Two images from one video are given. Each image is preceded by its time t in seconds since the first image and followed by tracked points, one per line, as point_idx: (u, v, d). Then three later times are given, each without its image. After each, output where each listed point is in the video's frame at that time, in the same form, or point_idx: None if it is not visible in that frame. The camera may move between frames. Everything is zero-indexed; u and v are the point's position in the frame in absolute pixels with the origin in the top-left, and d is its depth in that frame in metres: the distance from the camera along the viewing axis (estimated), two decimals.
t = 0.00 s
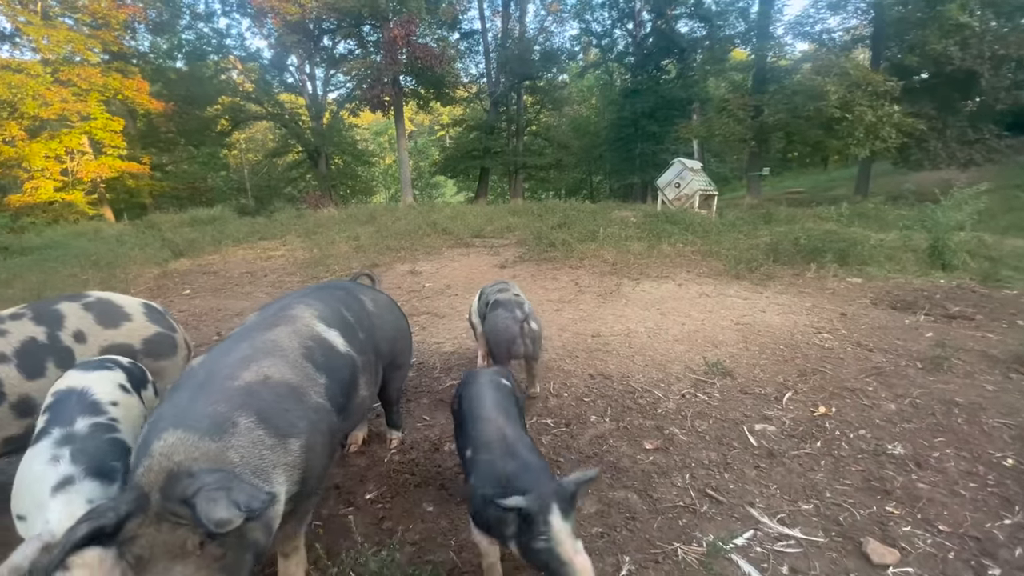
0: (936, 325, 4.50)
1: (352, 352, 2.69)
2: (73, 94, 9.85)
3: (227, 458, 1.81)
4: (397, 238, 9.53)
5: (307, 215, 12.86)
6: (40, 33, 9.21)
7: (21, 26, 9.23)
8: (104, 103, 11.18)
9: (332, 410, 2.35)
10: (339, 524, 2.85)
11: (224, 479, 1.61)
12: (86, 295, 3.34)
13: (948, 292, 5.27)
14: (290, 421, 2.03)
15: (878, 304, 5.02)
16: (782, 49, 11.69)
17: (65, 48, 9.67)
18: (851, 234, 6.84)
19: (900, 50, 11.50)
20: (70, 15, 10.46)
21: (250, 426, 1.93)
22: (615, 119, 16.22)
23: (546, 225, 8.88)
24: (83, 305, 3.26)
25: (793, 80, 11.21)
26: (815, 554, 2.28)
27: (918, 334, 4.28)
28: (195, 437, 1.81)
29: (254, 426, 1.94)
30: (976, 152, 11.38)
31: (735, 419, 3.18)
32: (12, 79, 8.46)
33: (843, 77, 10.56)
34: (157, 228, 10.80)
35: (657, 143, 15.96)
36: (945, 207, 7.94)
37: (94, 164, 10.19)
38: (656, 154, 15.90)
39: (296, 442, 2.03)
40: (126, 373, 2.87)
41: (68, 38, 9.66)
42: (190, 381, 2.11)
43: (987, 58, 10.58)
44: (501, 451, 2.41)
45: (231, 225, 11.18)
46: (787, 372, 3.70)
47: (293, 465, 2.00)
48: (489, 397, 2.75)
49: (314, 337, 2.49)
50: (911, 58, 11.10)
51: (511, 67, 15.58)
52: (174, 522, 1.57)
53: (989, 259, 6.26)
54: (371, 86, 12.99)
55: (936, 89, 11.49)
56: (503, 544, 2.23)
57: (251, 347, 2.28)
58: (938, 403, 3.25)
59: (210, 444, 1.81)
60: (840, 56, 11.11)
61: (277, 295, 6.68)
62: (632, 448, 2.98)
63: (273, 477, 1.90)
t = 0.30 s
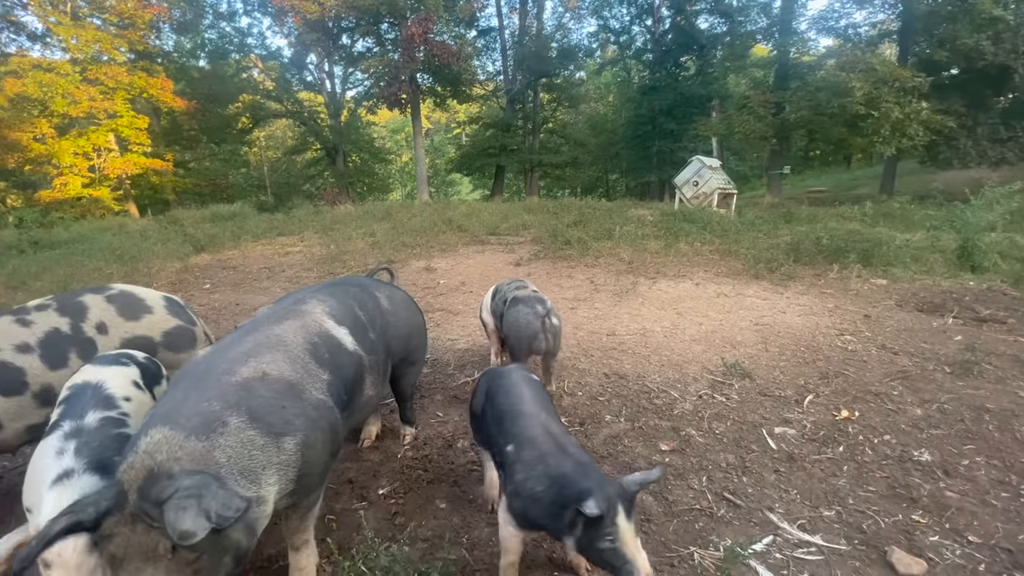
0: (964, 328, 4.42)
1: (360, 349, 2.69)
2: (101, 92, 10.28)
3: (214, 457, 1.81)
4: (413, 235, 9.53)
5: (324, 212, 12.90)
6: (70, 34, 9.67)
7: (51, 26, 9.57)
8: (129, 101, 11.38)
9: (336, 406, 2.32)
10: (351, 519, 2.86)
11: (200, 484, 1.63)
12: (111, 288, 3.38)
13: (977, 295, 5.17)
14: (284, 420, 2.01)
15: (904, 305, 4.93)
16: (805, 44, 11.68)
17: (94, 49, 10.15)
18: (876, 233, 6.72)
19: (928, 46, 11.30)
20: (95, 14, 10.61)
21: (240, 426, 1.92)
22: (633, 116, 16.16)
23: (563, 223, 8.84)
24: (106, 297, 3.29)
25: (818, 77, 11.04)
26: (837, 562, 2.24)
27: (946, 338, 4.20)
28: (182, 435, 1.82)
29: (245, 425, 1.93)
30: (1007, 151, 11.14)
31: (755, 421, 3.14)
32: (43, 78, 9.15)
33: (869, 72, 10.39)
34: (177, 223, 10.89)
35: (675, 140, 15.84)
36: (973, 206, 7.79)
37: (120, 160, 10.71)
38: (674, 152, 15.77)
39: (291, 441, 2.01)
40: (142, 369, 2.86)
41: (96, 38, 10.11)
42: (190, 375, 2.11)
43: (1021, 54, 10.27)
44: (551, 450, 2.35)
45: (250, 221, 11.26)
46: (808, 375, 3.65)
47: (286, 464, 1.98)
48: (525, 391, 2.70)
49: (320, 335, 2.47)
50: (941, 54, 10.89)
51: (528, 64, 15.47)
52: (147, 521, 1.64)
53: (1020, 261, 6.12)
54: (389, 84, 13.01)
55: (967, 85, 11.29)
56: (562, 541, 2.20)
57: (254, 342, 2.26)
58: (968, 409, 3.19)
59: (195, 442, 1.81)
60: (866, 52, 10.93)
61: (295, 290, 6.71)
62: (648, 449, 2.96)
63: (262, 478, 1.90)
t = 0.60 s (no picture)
0: (982, 331, 4.36)
1: (366, 342, 2.69)
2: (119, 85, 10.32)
3: (200, 448, 1.82)
4: (423, 229, 9.54)
5: (335, 206, 12.92)
6: (90, 27, 9.63)
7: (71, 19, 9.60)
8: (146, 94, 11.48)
9: (337, 398, 2.31)
10: (357, 510, 2.86)
11: (173, 480, 1.63)
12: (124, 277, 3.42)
13: (997, 296, 5.10)
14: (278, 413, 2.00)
15: (921, 307, 4.88)
16: (823, 40, 11.59)
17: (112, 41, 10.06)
18: (894, 233, 6.65)
19: (952, 42, 11.13)
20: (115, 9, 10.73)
21: (232, 417, 1.93)
22: (646, 112, 16.05)
23: (573, 219, 8.81)
24: (118, 285, 3.33)
25: (836, 73, 10.92)
26: (850, 566, 2.22)
27: (965, 341, 4.15)
28: (171, 424, 1.84)
29: (236, 417, 1.93)
30: None
31: (767, 421, 3.12)
32: (63, 70, 9.06)
33: (889, 69, 10.24)
34: (190, 215, 10.95)
35: (688, 137, 15.71)
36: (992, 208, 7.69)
37: (137, 152, 10.74)
38: (687, 149, 15.66)
39: (285, 433, 2.01)
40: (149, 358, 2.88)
41: (115, 31, 10.02)
42: (189, 365, 2.14)
43: None
44: (573, 445, 2.36)
45: (262, 214, 11.30)
46: (822, 375, 3.62)
47: (279, 456, 1.98)
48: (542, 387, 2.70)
49: (325, 327, 2.47)
50: (966, 51, 10.74)
51: (541, 59, 15.27)
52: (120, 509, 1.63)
53: None
54: (402, 78, 12.98)
55: (991, 82, 11.16)
56: (583, 538, 2.19)
57: (255, 333, 2.28)
58: (987, 414, 3.15)
59: (182, 431, 1.82)
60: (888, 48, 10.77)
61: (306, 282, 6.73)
62: (657, 447, 2.94)
63: (251, 471, 1.90)
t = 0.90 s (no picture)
0: None
1: (391, 335, 2.67)
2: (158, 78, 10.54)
3: (224, 432, 1.82)
4: (449, 223, 9.54)
5: (363, 198, 12.97)
6: (133, 23, 10.09)
7: (115, 16, 9.96)
8: (184, 87, 11.67)
9: (359, 388, 2.30)
10: (376, 500, 2.85)
11: (193, 464, 1.66)
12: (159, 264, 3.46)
13: None
14: (301, 401, 2.01)
15: (964, 312, 4.74)
16: (866, 31, 11.20)
17: (153, 37, 10.49)
18: (936, 233, 6.47)
19: (1005, 35, 10.82)
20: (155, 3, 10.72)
21: (255, 404, 1.93)
22: (676, 107, 15.86)
23: (598, 215, 8.75)
24: (155, 272, 3.37)
25: (878, 66, 10.66)
26: None
27: (1011, 348, 4.01)
28: (197, 407, 1.86)
29: (260, 404, 1.94)
30: None
31: (797, 426, 3.05)
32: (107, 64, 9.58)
33: (937, 61, 9.93)
34: (223, 206, 11.09)
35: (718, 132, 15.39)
36: None
37: (174, 145, 11.03)
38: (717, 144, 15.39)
39: (307, 423, 2.01)
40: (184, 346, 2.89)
41: (155, 27, 10.43)
42: (218, 350, 2.16)
43: None
44: (593, 445, 2.32)
45: (292, 205, 11.40)
46: (856, 380, 3.52)
47: (300, 444, 1.98)
48: (566, 385, 2.65)
49: (350, 319, 2.46)
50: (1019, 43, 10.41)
51: (568, 53, 15.05)
52: (141, 490, 1.65)
53: None
54: (430, 72, 12.96)
55: None
56: (602, 540, 2.16)
57: (282, 321, 2.28)
58: None
59: (207, 415, 1.84)
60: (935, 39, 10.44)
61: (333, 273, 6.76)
62: (681, 448, 2.89)
63: (274, 457, 1.90)
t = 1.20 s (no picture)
0: None
1: (440, 332, 2.70)
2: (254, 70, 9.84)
3: (286, 416, 2.03)
4: (496, 220, 9.51)
5: (412, 195, 12.94)
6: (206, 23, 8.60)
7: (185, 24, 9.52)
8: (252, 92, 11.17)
9: (410, 380, 2.45)
10: (423, 491, 2.85)
11: (261, 444, 1.89)
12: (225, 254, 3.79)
13: None
14: (355, 389, 2.19)
15: None
16: (945, 20, 10.79)
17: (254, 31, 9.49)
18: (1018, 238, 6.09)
19: None
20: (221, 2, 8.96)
21: (315, 391, 2.12)
22: (729, 104, 14.89)
23: (646, 214, 8.62)
24: (221, 263, 3.70)
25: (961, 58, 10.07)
26: None
27: None
28: (264, 391, 2.07)
29: (318, 391, 2.13)
30: None
31: (861, 440, 2.91)
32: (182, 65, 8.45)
33: None
34: (280, 201, 11.29)
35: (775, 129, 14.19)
36: None
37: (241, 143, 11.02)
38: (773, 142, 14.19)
39: (361, 410, 2.19)
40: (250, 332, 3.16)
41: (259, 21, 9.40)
42: (284, 339, 2.35)
43: None
44: (641, 448, 2.25)
45: (345, 201, 11.51)
46: (926, 395, 3.34)
47: (356, 430, 2.17)
48: (612, 384, 2.59)
49: (405, 312, 2.60)
50: None
51: (620, 50, 14.76)
52: (216, 464, 1.89)
53: None
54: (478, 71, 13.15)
55: None
56: (649, 546, 2.10)
57: (342, 313, 2.45)
58: None
59: (273, 400, 2.05)
60: None
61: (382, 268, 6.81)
62: (731, 457, 2.79)
63: (331, 441, 2.09)
